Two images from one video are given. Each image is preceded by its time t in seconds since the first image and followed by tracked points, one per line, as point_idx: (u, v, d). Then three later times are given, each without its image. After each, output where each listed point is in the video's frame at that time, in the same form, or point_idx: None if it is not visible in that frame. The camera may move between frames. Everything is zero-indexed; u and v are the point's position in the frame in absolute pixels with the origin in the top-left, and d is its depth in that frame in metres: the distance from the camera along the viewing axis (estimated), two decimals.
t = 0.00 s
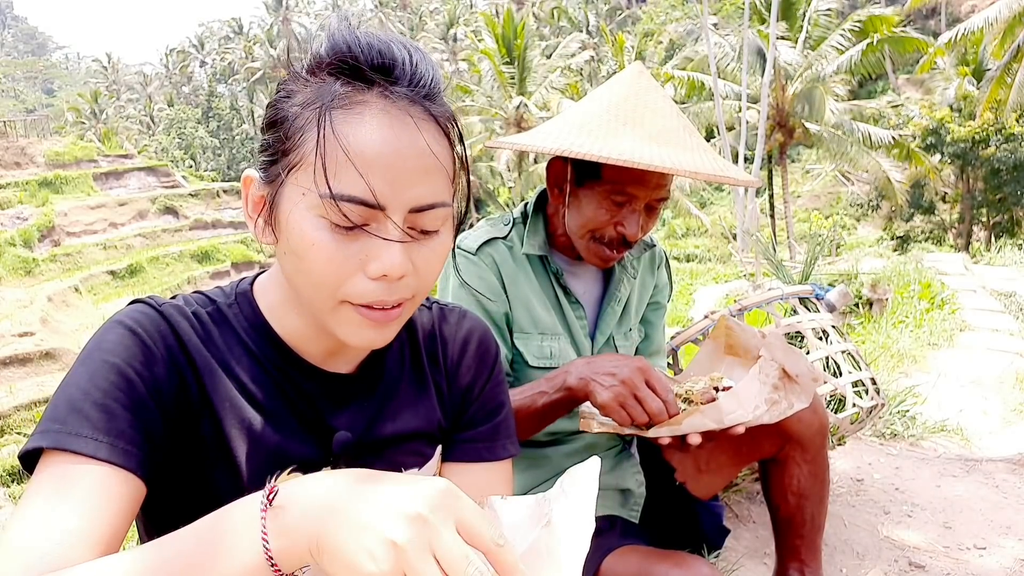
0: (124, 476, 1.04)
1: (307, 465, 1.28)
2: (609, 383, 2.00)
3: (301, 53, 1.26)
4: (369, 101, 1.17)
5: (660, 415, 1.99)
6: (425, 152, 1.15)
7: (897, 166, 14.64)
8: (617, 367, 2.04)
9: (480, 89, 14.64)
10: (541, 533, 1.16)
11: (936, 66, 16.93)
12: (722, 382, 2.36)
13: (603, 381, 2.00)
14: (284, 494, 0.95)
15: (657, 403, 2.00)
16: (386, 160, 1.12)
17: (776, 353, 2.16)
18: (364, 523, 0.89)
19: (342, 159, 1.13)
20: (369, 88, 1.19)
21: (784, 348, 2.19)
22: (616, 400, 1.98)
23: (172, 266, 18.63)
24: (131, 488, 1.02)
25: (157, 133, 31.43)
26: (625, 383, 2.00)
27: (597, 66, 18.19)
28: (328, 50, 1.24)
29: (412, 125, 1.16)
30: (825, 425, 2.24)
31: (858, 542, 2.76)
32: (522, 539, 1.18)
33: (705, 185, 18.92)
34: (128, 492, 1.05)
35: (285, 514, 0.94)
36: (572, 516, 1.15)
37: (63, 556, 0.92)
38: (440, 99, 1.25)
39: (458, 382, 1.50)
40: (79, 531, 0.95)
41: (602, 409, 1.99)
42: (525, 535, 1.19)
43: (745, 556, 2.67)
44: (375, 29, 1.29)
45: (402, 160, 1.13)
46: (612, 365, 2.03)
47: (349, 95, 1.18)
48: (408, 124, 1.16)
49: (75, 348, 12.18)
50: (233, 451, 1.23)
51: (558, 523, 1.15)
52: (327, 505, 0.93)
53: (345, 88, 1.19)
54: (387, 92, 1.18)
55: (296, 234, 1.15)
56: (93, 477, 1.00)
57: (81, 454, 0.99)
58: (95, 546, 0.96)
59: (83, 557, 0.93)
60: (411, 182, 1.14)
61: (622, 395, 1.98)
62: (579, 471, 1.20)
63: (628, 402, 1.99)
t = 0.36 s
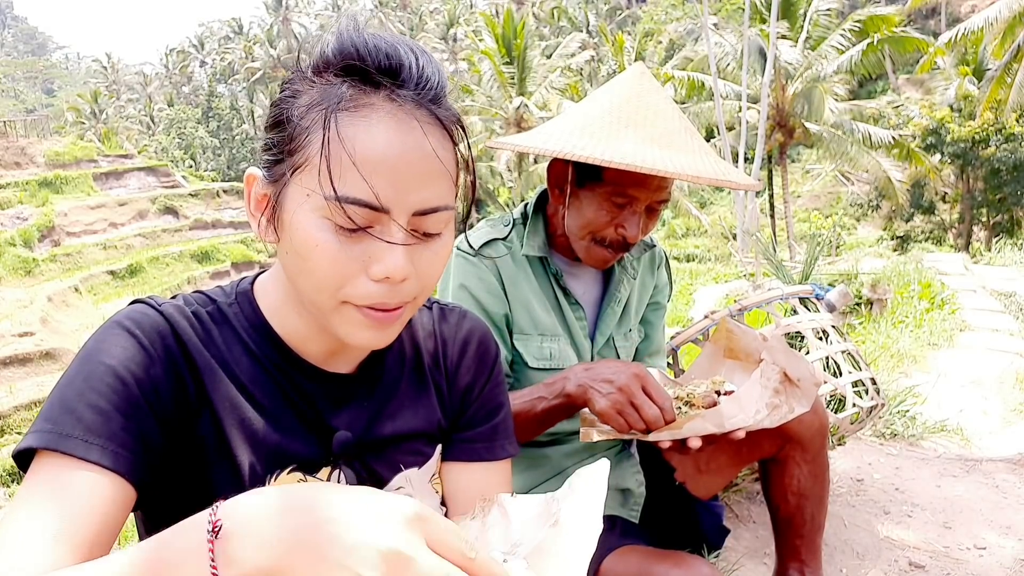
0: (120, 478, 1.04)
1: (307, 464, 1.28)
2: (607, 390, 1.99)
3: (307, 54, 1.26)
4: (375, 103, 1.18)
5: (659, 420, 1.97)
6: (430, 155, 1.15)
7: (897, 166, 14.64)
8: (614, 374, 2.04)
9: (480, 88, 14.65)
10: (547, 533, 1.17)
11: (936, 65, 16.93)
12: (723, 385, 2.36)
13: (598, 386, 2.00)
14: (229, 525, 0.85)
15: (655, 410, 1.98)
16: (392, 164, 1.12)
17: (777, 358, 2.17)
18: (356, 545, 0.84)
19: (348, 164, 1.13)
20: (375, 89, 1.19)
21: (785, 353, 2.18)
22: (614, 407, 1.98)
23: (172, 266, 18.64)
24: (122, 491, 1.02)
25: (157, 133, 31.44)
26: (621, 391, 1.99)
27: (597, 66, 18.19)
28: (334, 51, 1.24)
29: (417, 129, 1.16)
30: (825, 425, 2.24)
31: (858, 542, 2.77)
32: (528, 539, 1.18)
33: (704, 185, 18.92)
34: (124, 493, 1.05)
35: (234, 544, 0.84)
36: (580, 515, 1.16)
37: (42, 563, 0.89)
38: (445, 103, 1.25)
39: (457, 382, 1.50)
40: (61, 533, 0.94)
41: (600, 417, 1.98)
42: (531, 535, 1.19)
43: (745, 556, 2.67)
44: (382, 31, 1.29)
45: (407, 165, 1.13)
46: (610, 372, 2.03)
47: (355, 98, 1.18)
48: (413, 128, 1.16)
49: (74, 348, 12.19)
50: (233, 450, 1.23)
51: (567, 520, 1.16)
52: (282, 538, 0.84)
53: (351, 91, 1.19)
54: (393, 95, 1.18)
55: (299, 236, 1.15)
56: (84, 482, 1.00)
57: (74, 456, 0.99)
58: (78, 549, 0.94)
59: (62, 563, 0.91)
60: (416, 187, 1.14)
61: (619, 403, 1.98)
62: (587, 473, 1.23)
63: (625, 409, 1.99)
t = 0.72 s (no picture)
0: (113, 478, 1.04)
1: (305, 463, 1.28)
2: (600, 391, 1.99)
3: (308, 56, 1.26)
4: (376, 104, 1.17)
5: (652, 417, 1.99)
6: (428, 157, 1.15)
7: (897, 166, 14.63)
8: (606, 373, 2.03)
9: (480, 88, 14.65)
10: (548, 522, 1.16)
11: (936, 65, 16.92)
12: (725, 390, 2.36)
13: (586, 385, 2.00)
14: (221, 523, 0.90)
15: (649, 406, 2.00)
16: (390, 167, 1.12)
17: (781, 365, 2.22)
18: (334, 538, 0.87)
19: (346, 167, 1.13)
20: (375, 92, 1.19)
21: (788, 359, 2.22)
22: (608, 409, 1.99)
23: (172, 265, 18.63)
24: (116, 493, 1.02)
25: (157, 133, 31.44)
26: (614, 391, 1.99)
27: (597, 66, 18.17)
28: (333, 52, 1.24)
29: (416, 133, 1.16)
30: (825, 425, 2.25)
31: (858, 542, 2.77)
32: (530, 529, 1.18)
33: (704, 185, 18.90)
34: (117, 495, 1.05)
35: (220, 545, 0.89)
36: (580, 506, 1.17)
37: (27, 564, 0.90)
38: (446, 106, 1.25)
39: (456, 381, 1.50)
40: (52, 533, 0.95)
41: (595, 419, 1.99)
42: (535, 521, 1.20)
43: (745, 556, 2.67)
44: (383, 32, 1.29)
45: (405, 167, 1.13)
46: (601, 372, 2.02)
47: (355, 100, 1.18)
48: (413, 131, 1.16)
49: (74, 348, 12.20)
50: (231, 450, 1.23)
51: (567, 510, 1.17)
52: (272, 538, 0.89)
53: (351, 93, 1.19)
54: (393, 99, 1.19)
55: (297, 237, 1.15)
56: (78, 483, 1.00)
57: (65, 456, 0.99)
58: (67, 552, 0.95)
59: (49, 566, 0.92)
60: (415, 190, 1.14)
61: (611, 403, 1.98)
62: (588, 463, 1.22)
63: (618, 409, 1.99)
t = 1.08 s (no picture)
0: (109, 472, 1.04)
1: (306, 462, 1.28)
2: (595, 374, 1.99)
3: (307, 55, 1.26)
4: (373, 105, 1.17)
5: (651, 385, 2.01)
6: (426, 160, 1.15)
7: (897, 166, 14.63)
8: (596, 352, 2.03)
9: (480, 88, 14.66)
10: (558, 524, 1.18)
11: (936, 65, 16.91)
12: (730, 396, 2.38)
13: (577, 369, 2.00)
14: (216, 501, 0.92)
15: (644, 375, 2.02)
16: (385, 167, 1.12)
17: (787, 373, 2.25)
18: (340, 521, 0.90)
19: (343, 167, 1.13)
20: (373, 93, 1.19)
21: (795, 371, 2.24)
22: (607, 390, 1.99)
23: (172, 265, 18.63)
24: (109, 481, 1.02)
25: (157, 133, 31.45)
26: (607, 370, 1.99)
27: (597, 66, 18.15)
28: (332, 53, 1.23)
29: (413, 134, 1.16)
30: (826, 425, 2.25)
31: (858, 542, 2.76)
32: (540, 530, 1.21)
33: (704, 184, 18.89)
34: (113, 489, 1.05)
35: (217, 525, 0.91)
36: (592, 510, 1.14)
37: (14, 543, 0.88)
38: (445, 109, 1.25)
39: (456, 381, 1.50)
40: (41, 522, 0.93)
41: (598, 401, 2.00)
42: (546, 523, 1.23)
43: (745, 556, 2.67)
44: (381, 32, 1.29)
45: (401, 169, 1.13)
46: (590, 355, 2.02)
47: (352, 102, 1.17)
48: (410, 133, 1.16)
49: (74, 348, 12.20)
50: (230, 449, 1.23)
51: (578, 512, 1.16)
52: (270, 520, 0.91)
53: (349, 94, 1.19)
54: (390, 100, 1.18)
55: (294, 236, 1.15)
56: (71, 475, 0.99)
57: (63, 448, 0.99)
58: (54, 533, 0.94)
59: (36, 545, 0.90)
60: (411, 193, 1.14)
61: (608, 383, 1.99)
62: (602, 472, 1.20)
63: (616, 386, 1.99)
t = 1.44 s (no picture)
0: (106, 468, 1.03)
1: (305, 461, 1.29)
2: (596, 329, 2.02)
3: (304, 52, 1.25)
4: (369, 104, 1.17)
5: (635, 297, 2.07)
6: (422, 159, 1.16)
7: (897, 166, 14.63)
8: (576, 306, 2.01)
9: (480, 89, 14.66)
10: (555, 524, 1.18)
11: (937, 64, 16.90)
12: (722, 397, 2.38)
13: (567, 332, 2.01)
14: (228, 507, 0.96)
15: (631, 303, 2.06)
16: (381, 166, 1.12)
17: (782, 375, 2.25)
18: (343, 524, 0.92)
19: (339, 166, 1.13)
20: (369, 92, 1.19)
21: (789, 372, 2.24)
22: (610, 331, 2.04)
23: (172, 265, 18.63)
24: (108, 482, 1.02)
25: (157, 134, 31.46)
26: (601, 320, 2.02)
27: (597, 66, 18.16)
28: (328, 51, 1.23)
29: (408, 134, 1.16)
30: (825, 425, 2.25)
31: (858, 542, 2.77)
32: (533, 529, 1.21)
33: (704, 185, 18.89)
34: (109, 487, 1.05)
35: (226, 526, 0.94)
36: (587, 511, 1.16)
37: (13, 540, 0.90)
38: (441, 109, 1.24)
39: (455, 380, 1.50)
40: (35, 518, 0.93)
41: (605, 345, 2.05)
42: (542, 522, 1.22)
43: (746, 556, 2.67)
44: (378, 30, 1.28)
45: (397, 168, 1.13)
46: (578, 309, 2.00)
47: (348, 101, 1.17)
48: (405, 133, 1.16)
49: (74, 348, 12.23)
50: (229, 447, 1.23)
51: (575, 512, 1.18)
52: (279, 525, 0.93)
53: (346, 92, 1.19)
54: (386, 99, 1.18)
55: (291, 234, 1.15)
56: (71, 470, 1.00)
57: (63, 445, 0.99)
58: (46, 534, 0.94)
59: (28, 547, 0.91)
60: (406, 192, 1.14)
61: (607, 328, 2.03)
62: (596, 471, 1.22)
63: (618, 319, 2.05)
